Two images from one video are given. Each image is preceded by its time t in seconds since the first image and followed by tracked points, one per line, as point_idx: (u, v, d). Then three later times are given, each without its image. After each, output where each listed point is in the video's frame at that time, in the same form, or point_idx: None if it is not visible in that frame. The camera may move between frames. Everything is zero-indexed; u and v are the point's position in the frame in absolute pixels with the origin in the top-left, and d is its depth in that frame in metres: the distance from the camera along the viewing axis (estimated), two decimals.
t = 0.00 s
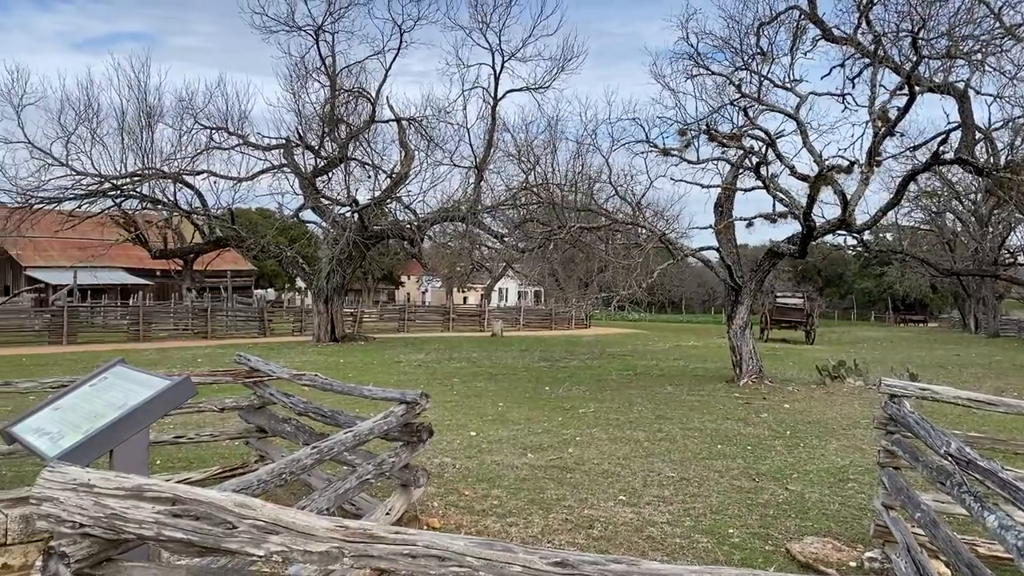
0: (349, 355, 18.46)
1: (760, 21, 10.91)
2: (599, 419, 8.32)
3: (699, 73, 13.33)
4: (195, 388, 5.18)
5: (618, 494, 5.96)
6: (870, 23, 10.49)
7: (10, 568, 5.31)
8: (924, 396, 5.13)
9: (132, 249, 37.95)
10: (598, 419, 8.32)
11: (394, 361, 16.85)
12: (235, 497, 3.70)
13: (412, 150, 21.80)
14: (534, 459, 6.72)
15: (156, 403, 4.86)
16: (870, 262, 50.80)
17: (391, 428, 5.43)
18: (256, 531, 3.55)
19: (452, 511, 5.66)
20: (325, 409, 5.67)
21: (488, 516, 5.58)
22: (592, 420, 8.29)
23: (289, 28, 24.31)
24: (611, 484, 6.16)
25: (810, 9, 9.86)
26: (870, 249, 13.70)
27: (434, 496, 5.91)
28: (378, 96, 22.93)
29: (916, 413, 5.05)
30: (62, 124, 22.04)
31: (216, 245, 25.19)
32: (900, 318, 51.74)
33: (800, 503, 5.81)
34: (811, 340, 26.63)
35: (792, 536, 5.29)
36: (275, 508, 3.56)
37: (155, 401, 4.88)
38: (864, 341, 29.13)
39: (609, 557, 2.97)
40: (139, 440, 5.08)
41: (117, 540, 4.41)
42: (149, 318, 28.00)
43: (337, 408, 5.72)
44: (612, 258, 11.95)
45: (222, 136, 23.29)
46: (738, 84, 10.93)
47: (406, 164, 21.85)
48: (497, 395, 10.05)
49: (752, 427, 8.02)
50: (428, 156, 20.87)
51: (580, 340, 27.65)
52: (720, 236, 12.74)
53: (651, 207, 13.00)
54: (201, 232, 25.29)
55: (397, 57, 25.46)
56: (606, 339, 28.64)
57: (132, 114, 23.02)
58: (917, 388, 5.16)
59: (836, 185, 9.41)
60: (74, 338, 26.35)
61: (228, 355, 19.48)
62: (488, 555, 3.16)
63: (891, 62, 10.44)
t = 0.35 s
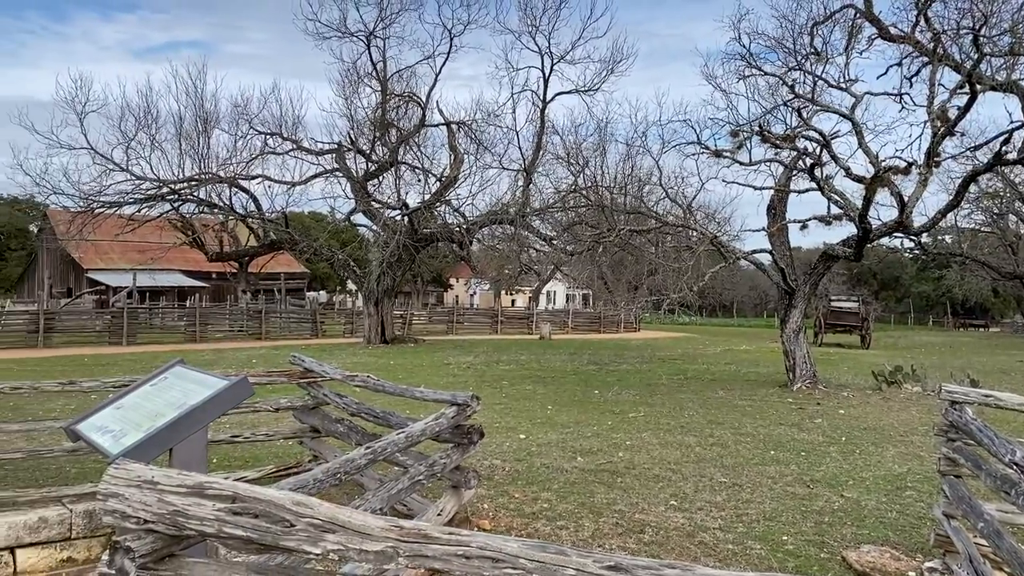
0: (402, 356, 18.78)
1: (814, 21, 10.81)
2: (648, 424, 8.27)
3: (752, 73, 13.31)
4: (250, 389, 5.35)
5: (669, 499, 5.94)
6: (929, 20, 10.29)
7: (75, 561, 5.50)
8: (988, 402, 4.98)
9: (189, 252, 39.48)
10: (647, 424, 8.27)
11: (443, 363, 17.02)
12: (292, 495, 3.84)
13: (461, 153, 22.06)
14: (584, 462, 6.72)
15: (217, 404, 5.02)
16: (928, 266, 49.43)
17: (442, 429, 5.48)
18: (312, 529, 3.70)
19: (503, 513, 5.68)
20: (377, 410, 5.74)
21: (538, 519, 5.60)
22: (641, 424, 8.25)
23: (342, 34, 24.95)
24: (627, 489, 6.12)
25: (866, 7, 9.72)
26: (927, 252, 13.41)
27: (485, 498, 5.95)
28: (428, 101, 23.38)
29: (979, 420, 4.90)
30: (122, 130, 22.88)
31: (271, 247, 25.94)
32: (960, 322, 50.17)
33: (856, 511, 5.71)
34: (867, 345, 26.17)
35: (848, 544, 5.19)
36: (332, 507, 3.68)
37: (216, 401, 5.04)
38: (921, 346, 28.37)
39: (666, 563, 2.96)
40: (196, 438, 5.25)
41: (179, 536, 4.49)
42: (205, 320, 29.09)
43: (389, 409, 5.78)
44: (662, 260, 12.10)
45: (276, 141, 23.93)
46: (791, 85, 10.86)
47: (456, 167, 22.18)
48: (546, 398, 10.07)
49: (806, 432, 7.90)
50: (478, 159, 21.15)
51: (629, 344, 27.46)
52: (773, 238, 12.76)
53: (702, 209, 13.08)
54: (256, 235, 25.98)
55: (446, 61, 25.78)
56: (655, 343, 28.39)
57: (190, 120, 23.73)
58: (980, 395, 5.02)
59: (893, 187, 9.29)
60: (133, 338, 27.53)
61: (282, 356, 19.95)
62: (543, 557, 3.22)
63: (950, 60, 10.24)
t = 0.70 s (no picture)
0: (452, 359, 18.98)
1: (872, 19, 10.66)
2: (699, 429, 8.21)
3: (807, 74, 13.37)
4: (308, 390, 5.40)
5: (723, 506, 5.91)
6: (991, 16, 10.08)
7: (136, 556, 5.65)
8: None
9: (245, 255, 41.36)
10: (698, 429, 8.21)
11: (492, 365, 17.20)
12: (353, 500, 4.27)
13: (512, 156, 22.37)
14: (636, 467, 6.71)
15: (273, 402, 5.13)
16: (991, 269, 47.98)
17: (493, 432, 5.52)
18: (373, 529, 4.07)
19: (554, 516, 5.69)
20: (429, 412, 5.81)
21: (590, 523, 5.60)
22: (693, 429, 8.20)
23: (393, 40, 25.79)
24: (630, 490, 6.18)
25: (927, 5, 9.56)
26: (988, 255, 13.09)
27: (535, 501, 5.96)
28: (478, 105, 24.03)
29: None
30: (182, 137, 23.84)
31: (323, 251, 26.72)
32: None
33: (916, 520, 5.57)
34: (925, 350, 25.62)
35: (908, 554, 5.05)
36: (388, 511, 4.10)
37: (272, 399, 5.15)
38: (983, 352, 27.47)
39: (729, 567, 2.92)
40: (254, 438, 5.34)
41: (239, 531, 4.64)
42: (260, 321, 30.68)
43: (441, 411, 5.86)
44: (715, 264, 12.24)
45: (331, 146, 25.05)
46: (847, 85, 10.76)
47: (506, 172, 22.79)
48: (596, 401, 10.07)
49: (862, 439, 7.76)
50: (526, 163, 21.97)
51: (680, 348, 27.20)
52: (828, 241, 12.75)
53: (755, 211, 13.10)
54: (309, 239, 26.79)
55: (496, 66, 26.89)
56: (705, 348, 28.04)
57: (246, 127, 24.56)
58: None
59: (954, 189, 9.15)
60: (191, 339, 28.71)
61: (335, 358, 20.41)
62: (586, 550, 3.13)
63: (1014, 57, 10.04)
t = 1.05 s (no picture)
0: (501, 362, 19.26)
1: (932, 17, 10.49)
2: (755, 435, 8.15)
3: (864, 75, 13.55)
4: (365, 389, 5.37)
5: (779, 513, 5.86)
6: None
7: (197, 553, 5.75)
8: None
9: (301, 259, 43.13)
10: (754, 435, 8.16)
11: (542, 369, 17.39)
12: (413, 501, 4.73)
13: (561, 159, 23.09)
14: (690, 474, 6.70)
15: (327, 404, 5.15)
16: None
17: (546, 436, 5.56)
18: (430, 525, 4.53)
19: (607, 522, 5.70)
20: (481, 415, 5.82)
21: (644, 529, 5.59)
22: (747, 435, 8.15)
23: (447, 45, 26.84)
24: (629, 489, 6.29)
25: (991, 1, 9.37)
26: None
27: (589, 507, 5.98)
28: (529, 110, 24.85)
29: None
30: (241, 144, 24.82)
31: (374, 254, 27.47)
32: None
33: (982, 532, 5.40)
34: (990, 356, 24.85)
35: (973, 565, 4.90)
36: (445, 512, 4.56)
37: (327, 402, 5.18)
38: None
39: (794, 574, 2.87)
40: (311, 439, 5.44)
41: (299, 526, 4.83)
42: (315, 323, 32.23)
43: (493, 414, 5.88)
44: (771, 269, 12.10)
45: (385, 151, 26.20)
46: (906, 85, 10.66)
47: (557, 175, 23.59)
48: (647, 406, 10.06)
49: (923, 447, 7.59)
50: (576, 166, 22.93)
51: (732, 353, 26.99)
52: (887, 244, 12.62)
53: (810, 215, 13.16)
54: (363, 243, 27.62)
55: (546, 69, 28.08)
56: (758, 352, 27.78)
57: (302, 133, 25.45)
58: None
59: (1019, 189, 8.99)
60: (247, 340, 30.25)
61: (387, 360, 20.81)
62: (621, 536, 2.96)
63: None
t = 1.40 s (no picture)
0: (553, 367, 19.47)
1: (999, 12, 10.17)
2: (813, 442, 8.08)
3: (928, 73, 13.49)
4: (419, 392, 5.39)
5: (838, 522, 5.75)
6: None
7: (255, 552, 5.88)
8: None
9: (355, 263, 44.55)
10: (812, 442, 8.09)
11: (596, 375, 17.50)
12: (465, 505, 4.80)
13: (613, 163, 23.45)
14: (745, 481, 6.66)
15: (382, 406, 5.21)
16: None
17: (600, 441, 5.57)
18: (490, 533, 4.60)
19: (662, 528, 5.68)
20: (535, 419, 5.85)
21: (699, 536, 5.56)
22: (806, 442, 8.08)
23: (499, 50, 27.50)
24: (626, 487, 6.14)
25: None
26: None
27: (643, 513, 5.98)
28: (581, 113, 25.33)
29: None
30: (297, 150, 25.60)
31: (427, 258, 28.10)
32: None
33: None
34: None
35: None
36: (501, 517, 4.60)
37: (382, 404, 5.24)
38: None
39: None
40: (368, 441, 5.51)
41: (360, 529, 4.92)
42: (368, 326, 33.10)
43: (546, 418, 5.91)
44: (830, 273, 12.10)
45: (435, 156, 26.81)
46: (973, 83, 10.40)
47: (609, 178, 23.90)
48: (701, 412, 10.04)
49: (990, 457, 7.37)
50: (628, 169, 23.24)
51: (788, 359, 26.61)
52: (952, 247, 12.37)
53: (870, 217, 13.21)
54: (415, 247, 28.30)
55: (599, 71, 28.46)
56: (815, 358, 27.44)
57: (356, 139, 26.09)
58: None
59: None
60: (302, 342, 31.04)
61: (440, 364, 21.08)
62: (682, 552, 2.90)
63: None
